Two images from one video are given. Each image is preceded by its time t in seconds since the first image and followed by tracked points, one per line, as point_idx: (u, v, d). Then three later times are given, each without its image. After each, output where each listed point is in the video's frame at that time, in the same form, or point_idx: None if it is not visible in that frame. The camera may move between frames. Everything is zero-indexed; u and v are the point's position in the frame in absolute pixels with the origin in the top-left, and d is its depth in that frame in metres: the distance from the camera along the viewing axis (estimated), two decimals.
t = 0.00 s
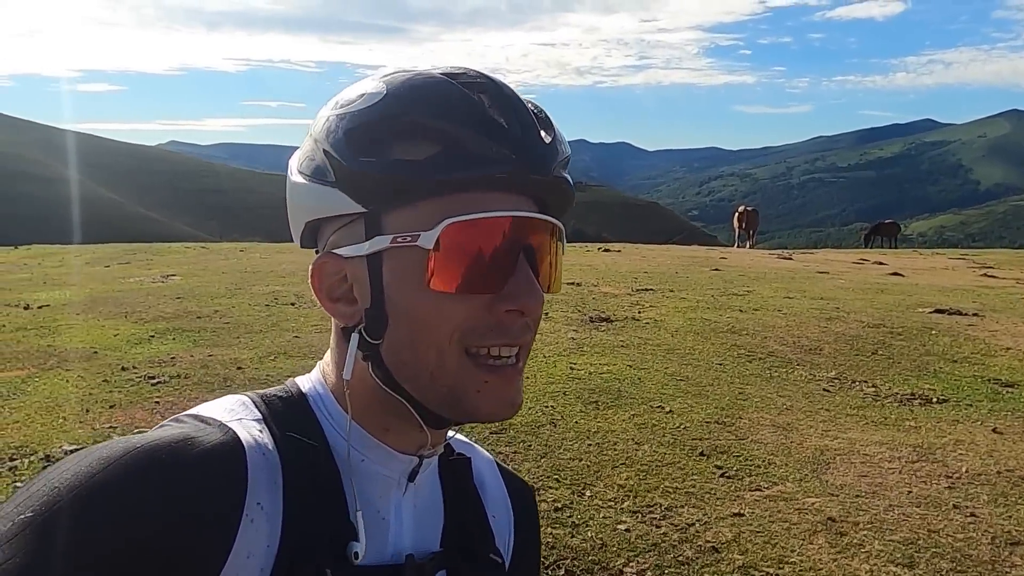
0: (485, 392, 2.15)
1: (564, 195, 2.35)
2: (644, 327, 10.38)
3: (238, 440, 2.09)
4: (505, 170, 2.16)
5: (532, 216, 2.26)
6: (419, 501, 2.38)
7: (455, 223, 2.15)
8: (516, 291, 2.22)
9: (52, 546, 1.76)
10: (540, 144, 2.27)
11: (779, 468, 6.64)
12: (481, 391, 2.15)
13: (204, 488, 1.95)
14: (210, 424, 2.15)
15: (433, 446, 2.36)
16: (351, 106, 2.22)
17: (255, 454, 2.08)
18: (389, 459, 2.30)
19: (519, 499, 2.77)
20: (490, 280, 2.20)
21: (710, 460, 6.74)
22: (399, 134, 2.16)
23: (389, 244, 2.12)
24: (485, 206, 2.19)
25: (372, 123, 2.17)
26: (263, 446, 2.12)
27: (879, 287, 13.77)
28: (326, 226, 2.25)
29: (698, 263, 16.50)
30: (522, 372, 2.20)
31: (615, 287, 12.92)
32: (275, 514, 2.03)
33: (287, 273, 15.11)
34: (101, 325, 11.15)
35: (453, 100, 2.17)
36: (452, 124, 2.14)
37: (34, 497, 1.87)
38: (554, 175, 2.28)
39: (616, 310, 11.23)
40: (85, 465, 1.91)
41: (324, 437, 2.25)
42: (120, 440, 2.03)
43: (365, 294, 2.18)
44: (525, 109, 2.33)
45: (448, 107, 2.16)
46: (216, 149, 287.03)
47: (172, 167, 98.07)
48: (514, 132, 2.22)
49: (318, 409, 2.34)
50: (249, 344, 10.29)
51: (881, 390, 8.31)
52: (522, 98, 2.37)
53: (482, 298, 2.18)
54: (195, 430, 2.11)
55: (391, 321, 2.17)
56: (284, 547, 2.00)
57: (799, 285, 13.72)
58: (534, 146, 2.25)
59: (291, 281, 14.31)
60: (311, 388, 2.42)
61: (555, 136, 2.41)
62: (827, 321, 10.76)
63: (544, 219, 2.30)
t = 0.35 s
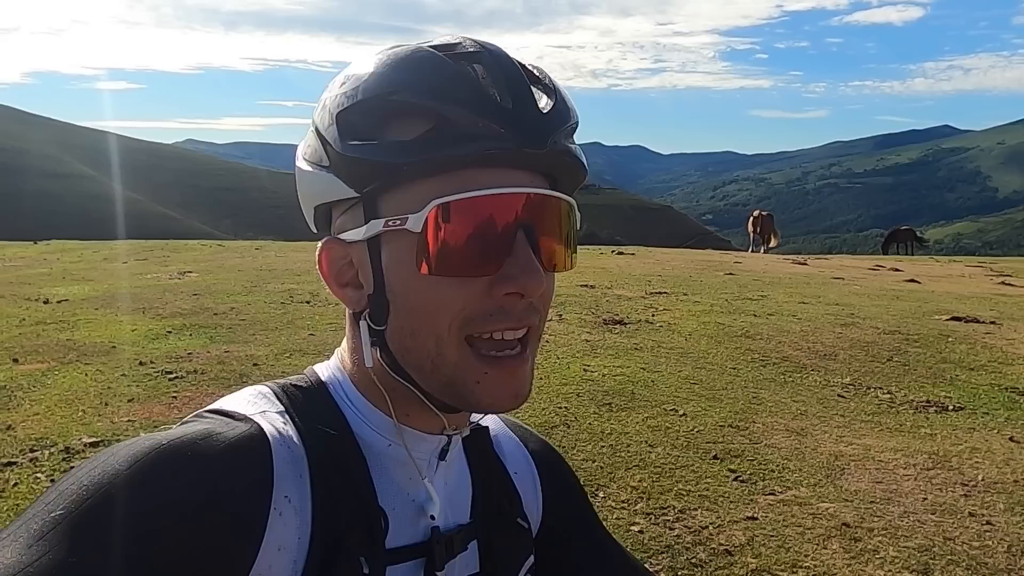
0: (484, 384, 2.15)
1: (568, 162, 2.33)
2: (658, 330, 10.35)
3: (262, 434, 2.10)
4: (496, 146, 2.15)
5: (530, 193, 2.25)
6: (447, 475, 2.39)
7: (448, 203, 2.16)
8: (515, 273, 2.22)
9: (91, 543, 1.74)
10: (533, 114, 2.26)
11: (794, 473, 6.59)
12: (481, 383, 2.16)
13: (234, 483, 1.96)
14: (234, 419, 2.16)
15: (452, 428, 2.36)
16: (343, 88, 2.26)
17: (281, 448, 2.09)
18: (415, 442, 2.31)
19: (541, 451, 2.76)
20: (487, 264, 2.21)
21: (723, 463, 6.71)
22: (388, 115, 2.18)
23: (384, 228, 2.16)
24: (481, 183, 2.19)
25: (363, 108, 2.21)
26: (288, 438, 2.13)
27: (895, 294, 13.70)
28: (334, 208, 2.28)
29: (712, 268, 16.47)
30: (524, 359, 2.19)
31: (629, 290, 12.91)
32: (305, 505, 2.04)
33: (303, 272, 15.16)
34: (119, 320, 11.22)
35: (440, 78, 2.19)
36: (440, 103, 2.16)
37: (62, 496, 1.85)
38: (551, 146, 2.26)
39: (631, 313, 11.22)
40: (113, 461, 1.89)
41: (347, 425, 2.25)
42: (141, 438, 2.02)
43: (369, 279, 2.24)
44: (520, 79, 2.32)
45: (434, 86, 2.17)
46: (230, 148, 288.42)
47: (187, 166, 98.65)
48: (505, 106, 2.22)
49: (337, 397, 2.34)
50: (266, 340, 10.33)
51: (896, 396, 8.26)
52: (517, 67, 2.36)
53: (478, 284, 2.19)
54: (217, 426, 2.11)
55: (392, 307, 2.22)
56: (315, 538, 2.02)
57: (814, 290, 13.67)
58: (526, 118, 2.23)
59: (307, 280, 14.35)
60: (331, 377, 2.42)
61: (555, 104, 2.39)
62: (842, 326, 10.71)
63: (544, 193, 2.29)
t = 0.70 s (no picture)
0: (442, 384, 2.21)
1: (512, 162, 2.32)
2: (676, 332, 10.30)
3: (289, 433, 2.13)
4: (414, 157, 2.22)
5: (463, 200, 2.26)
6: (469, 469, 2.40)
7: (382, 214, 2.28)
8: (451, 285, 2.24)
9: (141, 544, 1.78)
10: (467, 118, 2.30)
11: (812, 478, 6.53)
12: (440, 384, 2.22)
13: (269, 484, 2.00)
14: (260, 420, 2.18)
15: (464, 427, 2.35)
16: (319, 108, 2.51)
17: (307, 446, 2.11)
18: (436, 440, 2.32)
19: (563, 439, 2.79)
20: (429, 274, 2.25)
21: (742, 467, 6.66)
22: (354, 132, 2.42)
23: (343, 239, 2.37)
24: (412, 193, 2.26)
25: (333, 123, 2.47)
26: (314, 437, 2.15)
27: (918, 299, 13.55)
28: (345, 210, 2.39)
29: (732, 270, 16.35)
30: (480, 362, 2.23)
31: (648, 292, 12.85)
32: (332, 501, 2.07)
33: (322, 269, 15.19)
34: (141, 313, 11.30)
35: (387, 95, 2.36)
36: (383, 119, 2.32)
37: (105, 494, 1.87)
38: (482, 146, 2.26)
39: (649, 315, 11.16)
40: (152, 463, 1.92)
41: (369, 423, 2.27)
42: (174, 440, 2.05)
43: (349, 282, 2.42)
44: (462, 82, 2.38)
45: (380, 103, 2.36)
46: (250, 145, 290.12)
47: (209, 162, 99.37)
48: (436, 113, 2.29)
49: (359, 395, 2.36)
50: (285, 336, 10.37)
51: (918, 403, 8.17)
52: (464, 68, 2.42)
53: (420, 295, 2.24)
54: (246, 427, 2.14)
55: (362, 313, 2.35)
56: (343, 533, 2.05)
57: (835, 295, 13.55)
58: (455, 122, 2.28)
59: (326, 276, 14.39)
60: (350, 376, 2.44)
61: (503, 104, 2.43)
62: (863, 332, 10.62)
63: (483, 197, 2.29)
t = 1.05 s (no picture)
0: (446, 395, 2.19)
1: (532, 180, 2.29)
2: (695, 334, 10.20)
3: (290, 441, 2.13)
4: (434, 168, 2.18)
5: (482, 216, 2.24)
6: (469, 479, 2.37)
7: (395, 224, 2.25)
8: (463, 297, 2.23)
9: (140, 549, 1.79)
10: (488, 134, 2.26)
11: (831, 486, 6.43)
12: (443, 394, 2.19)
13: (268, 491, 2.00)
14: (262, 428, 2.18)
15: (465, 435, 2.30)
16: (335, 112, 2.45)
17: (308, 454, 2.11)
18: (437, 449, 2.29)
19: (562, 452, 2.72)
20: (438, 285, 2.23)
21: (758, 473, 6.58)
22: (371, 139, 2.37)
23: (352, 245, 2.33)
24: (430, 207, 2.22)
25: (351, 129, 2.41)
26: (315, 446, 2.15)
27: (941, 304, 13.36)
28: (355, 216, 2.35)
29: (753, 272, 16.21)
30: (486, 373, 2.20)
31: (667, 293, 12.76)
32: (333, 509, 2.06)
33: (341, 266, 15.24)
34: (162, 308, 11.38)
35: (409, 105, 2.31)
36: (403, 127, 2.27)
37: (106, 500, 1.88)
38: (504, 163, 2.23)
39: (667, 316, 11.08)
40: (154, 469, 1.93)
41: (371, 432, 2.25)
42: (176, 446, 2.06)
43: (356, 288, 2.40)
44: (485, 96, 2.34)
45: (399, 112, 2.31)
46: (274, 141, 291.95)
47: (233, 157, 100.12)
48: (458, 126, 2.25)
49: (361, 404, 2.34)
50: (303, 333, 10.39)
51: (940, 410, 8.03)
52: (488, 83, 2.38)
53: (429, 305, 2.22)
54: (247, 434, 2.15)
55: (367, 320, 2.33)
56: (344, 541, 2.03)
57: (857, 298, 13.39)
58: (477, 138, 2.23)
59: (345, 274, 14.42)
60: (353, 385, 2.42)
61: (526, 121, 2.39)
62: (885, 336, 10.47)
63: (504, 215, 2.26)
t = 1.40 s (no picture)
0: (443, 410, 2.16)
1: (536, 194, 2.26)
2: (717, 334, 10.08)
3: (270, 457, 2.16)
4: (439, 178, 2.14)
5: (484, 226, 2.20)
6: (452, 497, 2.39)
7: (395, 233, 2.20)
8: (463, 310, 2.20)
9: (111, 565, 1.79)
10: (494, 148, 2.22)
11: (851, 491, 6.31)
12: (440, 409, 2.16)
13: (244, 508, 2.02)
14: (244, 443, 2.22)
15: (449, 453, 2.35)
16: (331, 120, 2.38)
17: (288, 470, 2.15)
18: (419, 466, 2.33)
19: (549, 471, 2.71)
20: (437, 297, 2.19)
21: (777, 477, 6.47)
22: (369, 148, 2.30)
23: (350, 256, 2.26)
24: (432, 217, 2.18)
25: (348, 137, 2.34)
26: (297, 463, 2.18)
27: (972, 306, 13.07)
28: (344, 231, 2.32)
29: (779, 272, 15.99)
30: (483, 389, 2.18)
31: (690, 292, 12.62)
32: (312, 525, 2.10)
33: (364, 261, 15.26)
34: (186, 302, 11.47)
35: (413, 114, 2.25)
36: (406, 137, 2.22)
37: (77, 516, 1.89)
38: (510, 176, 2.20)
39: (689, 316, 10.95)
40: (129, 483, 1.96)
41: (351, 446, 2.29)
42: (153, 461, 2.09)
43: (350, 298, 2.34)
44: (490, 110, 2.30)
45: (401, 121, 2.25)
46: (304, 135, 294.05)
47: (264, 152, 100.97)
48: (463, 138, 2.21)
49: (343, 418, 2.38)
50: (323, 328, 10.42)
51: (967, 415, 7.86)
52: (493, 97, 2.34)
53: (427, 317, 2.18)
54: (226, 450, 2.17)
55: (361, 331, 2.29)
56: (322, 558, 2.07)
57: (885, 299, 13.15)
58: (483, 151, 2.20)
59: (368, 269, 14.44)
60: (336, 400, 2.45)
61: (530, 137, 2.35)
62: (912, 339, 10.26)
63: (509, 226, 2.23)
